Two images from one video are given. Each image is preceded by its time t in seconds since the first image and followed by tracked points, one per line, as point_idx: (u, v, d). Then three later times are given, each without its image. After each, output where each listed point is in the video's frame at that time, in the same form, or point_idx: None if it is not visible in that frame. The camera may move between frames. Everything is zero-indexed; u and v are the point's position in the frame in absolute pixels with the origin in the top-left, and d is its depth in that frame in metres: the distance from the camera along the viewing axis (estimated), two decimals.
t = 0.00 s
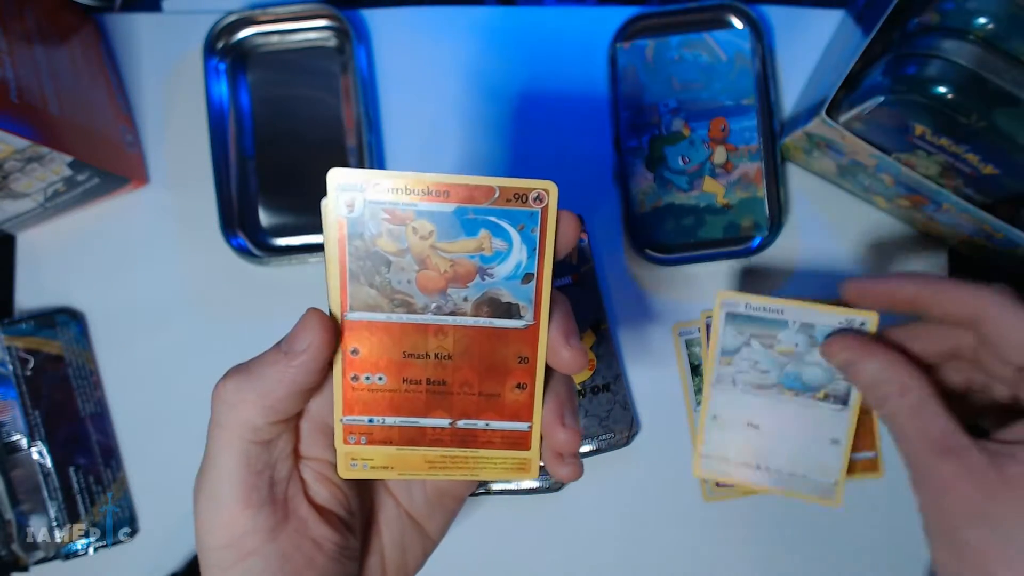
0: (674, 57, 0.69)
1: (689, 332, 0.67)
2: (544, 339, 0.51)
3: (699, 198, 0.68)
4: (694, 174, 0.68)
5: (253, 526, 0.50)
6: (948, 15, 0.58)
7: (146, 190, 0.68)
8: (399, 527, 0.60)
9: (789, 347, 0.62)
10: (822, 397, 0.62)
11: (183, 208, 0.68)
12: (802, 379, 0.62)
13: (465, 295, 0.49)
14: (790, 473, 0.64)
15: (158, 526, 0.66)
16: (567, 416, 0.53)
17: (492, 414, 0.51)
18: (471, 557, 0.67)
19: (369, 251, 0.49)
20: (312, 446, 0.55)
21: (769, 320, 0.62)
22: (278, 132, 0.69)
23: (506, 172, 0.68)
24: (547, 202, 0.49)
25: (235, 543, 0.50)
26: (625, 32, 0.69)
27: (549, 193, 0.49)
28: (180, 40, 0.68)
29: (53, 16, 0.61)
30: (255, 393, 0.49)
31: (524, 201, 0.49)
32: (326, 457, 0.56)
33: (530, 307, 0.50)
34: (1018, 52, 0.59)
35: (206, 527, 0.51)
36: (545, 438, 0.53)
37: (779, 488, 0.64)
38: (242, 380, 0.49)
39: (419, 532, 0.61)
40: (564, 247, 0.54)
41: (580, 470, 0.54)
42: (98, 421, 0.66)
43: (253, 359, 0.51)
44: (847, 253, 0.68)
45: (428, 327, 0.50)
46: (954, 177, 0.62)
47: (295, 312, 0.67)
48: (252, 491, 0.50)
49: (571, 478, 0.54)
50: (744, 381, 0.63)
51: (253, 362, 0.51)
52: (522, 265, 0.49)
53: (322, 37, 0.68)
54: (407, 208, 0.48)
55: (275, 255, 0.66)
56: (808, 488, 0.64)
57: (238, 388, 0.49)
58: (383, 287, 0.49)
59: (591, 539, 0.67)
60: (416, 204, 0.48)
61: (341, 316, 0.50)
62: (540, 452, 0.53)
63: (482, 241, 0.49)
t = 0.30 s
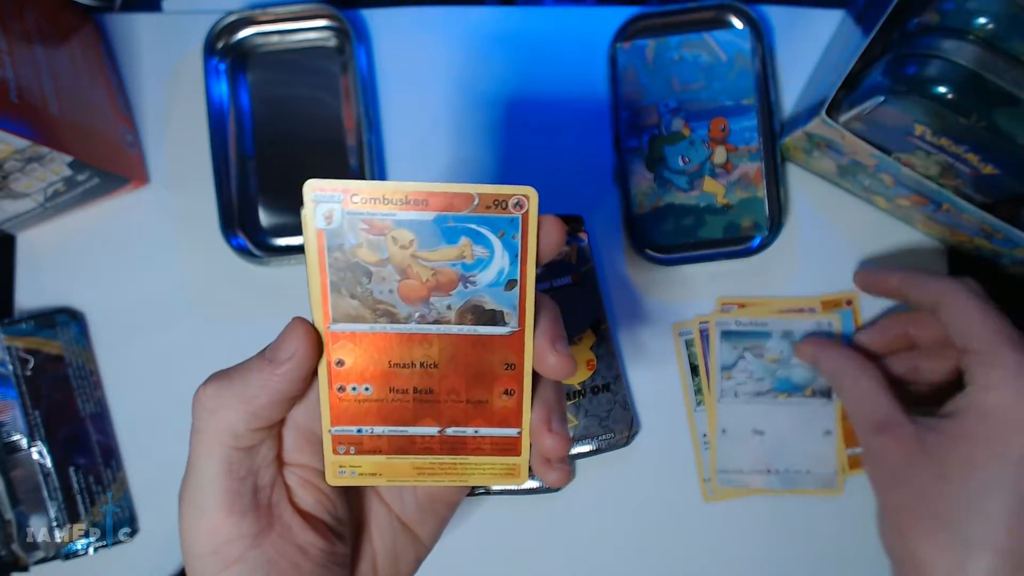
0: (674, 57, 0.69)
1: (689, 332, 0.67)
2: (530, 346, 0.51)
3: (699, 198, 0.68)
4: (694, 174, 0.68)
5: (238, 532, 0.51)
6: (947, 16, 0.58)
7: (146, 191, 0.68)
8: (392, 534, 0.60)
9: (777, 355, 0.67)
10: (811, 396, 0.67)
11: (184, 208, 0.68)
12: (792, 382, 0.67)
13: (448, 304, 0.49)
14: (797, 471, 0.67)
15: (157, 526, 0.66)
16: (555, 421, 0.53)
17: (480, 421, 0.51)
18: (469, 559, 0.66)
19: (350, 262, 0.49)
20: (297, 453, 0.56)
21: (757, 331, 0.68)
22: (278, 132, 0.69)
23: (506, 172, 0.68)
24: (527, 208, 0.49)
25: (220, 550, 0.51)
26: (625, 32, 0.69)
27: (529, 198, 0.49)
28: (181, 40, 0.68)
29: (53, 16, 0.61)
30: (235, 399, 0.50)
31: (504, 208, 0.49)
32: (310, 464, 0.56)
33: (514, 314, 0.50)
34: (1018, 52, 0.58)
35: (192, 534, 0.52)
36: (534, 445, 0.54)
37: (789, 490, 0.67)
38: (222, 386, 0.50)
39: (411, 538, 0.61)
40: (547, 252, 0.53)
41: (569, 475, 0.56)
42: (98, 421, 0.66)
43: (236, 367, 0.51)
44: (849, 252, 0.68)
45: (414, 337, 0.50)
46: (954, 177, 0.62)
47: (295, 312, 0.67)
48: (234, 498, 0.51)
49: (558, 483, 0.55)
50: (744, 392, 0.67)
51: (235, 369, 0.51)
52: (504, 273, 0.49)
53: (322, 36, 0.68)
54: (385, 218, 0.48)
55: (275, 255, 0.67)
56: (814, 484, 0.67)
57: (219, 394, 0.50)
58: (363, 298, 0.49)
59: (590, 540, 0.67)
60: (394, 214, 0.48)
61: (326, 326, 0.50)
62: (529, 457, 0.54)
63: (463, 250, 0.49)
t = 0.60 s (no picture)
0: (674, 57, 0.69)
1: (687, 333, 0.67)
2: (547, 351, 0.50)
3: (699, 198, 0.67)
4: (694, 174, 0.68)
5: (256, 543, 0.51)
6: (949, 18, 0.59)
7: (146, 191, 0.68)
8: (405, 538, 0.62)
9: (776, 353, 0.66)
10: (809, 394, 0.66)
11: (183, 208, 0.68)
12: (791, 380, 0.67)
13: (464, 312, 0.49)
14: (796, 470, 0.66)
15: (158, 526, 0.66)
16: (571, 426, 0.54)
17: (497, 426, 0.52)
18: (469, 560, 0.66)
19: (365, 273, 0.48)
20: (314, 461, 0.57)
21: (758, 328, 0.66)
22: (278, 133, 0.69)
23: (506, 172, 0.68)
24: (542, 214, 0.48)
25: (239, 560, 0.51)
26: (624, 33, 0.69)
27: (544, 205, 0.47)
28: (180, 39, 0.68)
29: (54, 15, 0.61)
30: (254, 411, 0.49)
31: (519, 216, 0.48)
32: (325, 471, 0.57)
33: (530, 320, 0.50)
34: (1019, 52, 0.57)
35: (212, 545, 0.52)
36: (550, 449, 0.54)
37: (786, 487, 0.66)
38: (240, 398, 0.50)
39: (425, 542, 0.62)
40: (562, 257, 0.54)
41: (585, 478, 0.56)
42: (98, 421, 0.66)
43: (253, 378, 0.51)
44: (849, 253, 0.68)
45: (431, 345, 0.50)
46: (954, 177, 0.61)
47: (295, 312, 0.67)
48: (253, 509, 0.51)
49: (576, 486, 0.56)
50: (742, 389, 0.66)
51: (251, 379, 0.51)
52: (519, 280, 0.49)
53: (321, 36, 0.68)
54: (400, 228, 0.47)
55: (275, 255, 0.67)
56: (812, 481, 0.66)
57: (238, 405, 0.50)
58: (380, 308, 0.49)
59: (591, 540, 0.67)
60: (410, 223, 0.47)
61: (342, 337, 0.50)
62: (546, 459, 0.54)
63: (478, 258, 0.48)
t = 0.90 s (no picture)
0: (673, 57, 0.70)
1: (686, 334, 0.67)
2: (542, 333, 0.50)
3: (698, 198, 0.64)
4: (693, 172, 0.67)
5: (260, 547, 0.51)
6: (947, 16, 0.58)
7: (146, 191, 0.68)
8: (405, 540, 0.62)
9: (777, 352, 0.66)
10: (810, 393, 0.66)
11: (183, 208, 0.68)
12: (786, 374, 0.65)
13: (465, 315, 0.49)
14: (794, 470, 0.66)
15: (158, 526, 0.67)
16: (570, 425, 0.54)
17: (498, 427, 0.52)
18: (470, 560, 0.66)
19: (366, 278, 0.48)
20: (316, 465, 0.57)
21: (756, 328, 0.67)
22: (278, 133, 0.69)
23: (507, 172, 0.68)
24: (544, 217, 0.47)
25: (243, 565, 0.51)
26: (625, 32, 0.69)
27: (546, 208, 0.47)
28: (180, 39, 0.68)
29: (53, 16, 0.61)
30: (258, 418, 0.50)
31: (521, 220, 0.47)
32: (328, 475, 0.57)
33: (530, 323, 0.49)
34: (1018, 52, 0.58)
35: (214, 553, 0.51)
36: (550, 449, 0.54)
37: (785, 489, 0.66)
38: (243, 405, 0.50)
39: (424, 543, 0.62)
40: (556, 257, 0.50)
41: (585, 477, 0.55)
42: (98, 421, 0.66)
43: (256, 383, 0.51)
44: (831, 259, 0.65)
45: (433, 349, 0.50)
46: (955, 177, 0.61)
47: (295, 312, 0.67)
48: (256, 514, 0.51)
49: (575, 486, 0.54)
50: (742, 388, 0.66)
51: (254, 385, 0.51)
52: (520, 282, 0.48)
53: (321, 36, 0.68)
54: (402, 233, 0.46)
55: (275, 255, 0.66)
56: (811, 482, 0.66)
57: (241, 412, 0.50)
58: (381, 312, 0.49)
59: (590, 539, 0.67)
60: (411, 228, 0.46)
61: (344, 342, 0.49)
62: (547, 459, 0.54)
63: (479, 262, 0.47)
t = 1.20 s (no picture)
0: (673, 57, 0.70)
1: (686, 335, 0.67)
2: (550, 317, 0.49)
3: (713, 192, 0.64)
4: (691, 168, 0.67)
5: (260, 552, 0.51)
6: (948, 16, 0.58)
7: (146, 191, 0.68)
8: (406, 544, 0.62)
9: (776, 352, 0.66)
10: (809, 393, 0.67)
11: (183, 208, 0.68)
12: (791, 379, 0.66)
13: (466, 319, 0.48)
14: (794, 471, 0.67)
15: (159, 525, 0.66)
16: (573, 428, 0.55)
17: (499, 430, 0.52)
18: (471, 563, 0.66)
19: (367, 283, 0.47)
20: (317, 470, 0.57)
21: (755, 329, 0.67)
22: (278, 133, 0.69)
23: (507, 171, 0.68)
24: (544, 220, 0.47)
25: (243, 568, 0.51)
26: (625, 32, 0.69)
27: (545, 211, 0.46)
28: (180, 39, 0.68)
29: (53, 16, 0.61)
30: (258, 421, 0.50)
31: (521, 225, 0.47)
32: (328, 480, 0.57)
33: (531, 326, 0.49)
34: (1018, 51, 0.57)
35: (214, 556, 0.51)
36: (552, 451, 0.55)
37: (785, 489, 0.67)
38: (244, 408, 0.50)
39: (424, 547, 0.62)
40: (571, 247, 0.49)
41: (586, 480, 0.56)
42: (98, 421, 0.66)
43: (257, 387, 0.52)
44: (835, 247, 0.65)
45: (433, 353, 0.49)
46: (955, 177, 0.62)
47: (295, 312, 0.67)
48: (256, 519, 0.51)
49: (576, 488, 0.56)
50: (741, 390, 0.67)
51: (255, 390, 0.51)
52: (521, 286, 0.48)
53: (321, 36, 0.69)
54: (402, 238, 0.47)
55: (275, 255, 0.66)
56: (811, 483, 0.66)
57: (242, 416, 0.50)
58: (382, 317, 0.48)
59: (591, 539, 0.67)
60: (411, 233, 0.46)
61: (344, 348, 0.49)
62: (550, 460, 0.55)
63: (480, 266, 0.47)
